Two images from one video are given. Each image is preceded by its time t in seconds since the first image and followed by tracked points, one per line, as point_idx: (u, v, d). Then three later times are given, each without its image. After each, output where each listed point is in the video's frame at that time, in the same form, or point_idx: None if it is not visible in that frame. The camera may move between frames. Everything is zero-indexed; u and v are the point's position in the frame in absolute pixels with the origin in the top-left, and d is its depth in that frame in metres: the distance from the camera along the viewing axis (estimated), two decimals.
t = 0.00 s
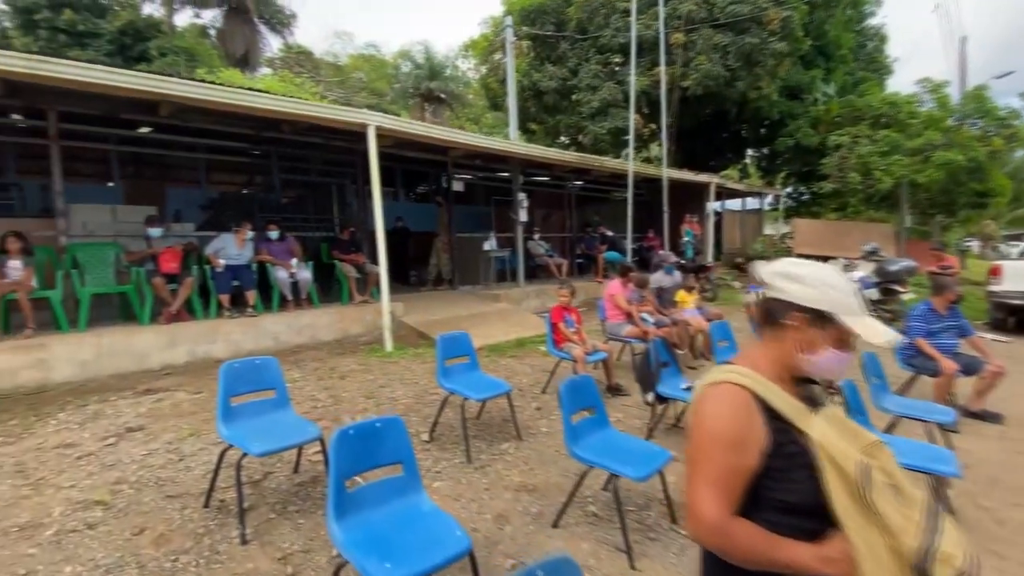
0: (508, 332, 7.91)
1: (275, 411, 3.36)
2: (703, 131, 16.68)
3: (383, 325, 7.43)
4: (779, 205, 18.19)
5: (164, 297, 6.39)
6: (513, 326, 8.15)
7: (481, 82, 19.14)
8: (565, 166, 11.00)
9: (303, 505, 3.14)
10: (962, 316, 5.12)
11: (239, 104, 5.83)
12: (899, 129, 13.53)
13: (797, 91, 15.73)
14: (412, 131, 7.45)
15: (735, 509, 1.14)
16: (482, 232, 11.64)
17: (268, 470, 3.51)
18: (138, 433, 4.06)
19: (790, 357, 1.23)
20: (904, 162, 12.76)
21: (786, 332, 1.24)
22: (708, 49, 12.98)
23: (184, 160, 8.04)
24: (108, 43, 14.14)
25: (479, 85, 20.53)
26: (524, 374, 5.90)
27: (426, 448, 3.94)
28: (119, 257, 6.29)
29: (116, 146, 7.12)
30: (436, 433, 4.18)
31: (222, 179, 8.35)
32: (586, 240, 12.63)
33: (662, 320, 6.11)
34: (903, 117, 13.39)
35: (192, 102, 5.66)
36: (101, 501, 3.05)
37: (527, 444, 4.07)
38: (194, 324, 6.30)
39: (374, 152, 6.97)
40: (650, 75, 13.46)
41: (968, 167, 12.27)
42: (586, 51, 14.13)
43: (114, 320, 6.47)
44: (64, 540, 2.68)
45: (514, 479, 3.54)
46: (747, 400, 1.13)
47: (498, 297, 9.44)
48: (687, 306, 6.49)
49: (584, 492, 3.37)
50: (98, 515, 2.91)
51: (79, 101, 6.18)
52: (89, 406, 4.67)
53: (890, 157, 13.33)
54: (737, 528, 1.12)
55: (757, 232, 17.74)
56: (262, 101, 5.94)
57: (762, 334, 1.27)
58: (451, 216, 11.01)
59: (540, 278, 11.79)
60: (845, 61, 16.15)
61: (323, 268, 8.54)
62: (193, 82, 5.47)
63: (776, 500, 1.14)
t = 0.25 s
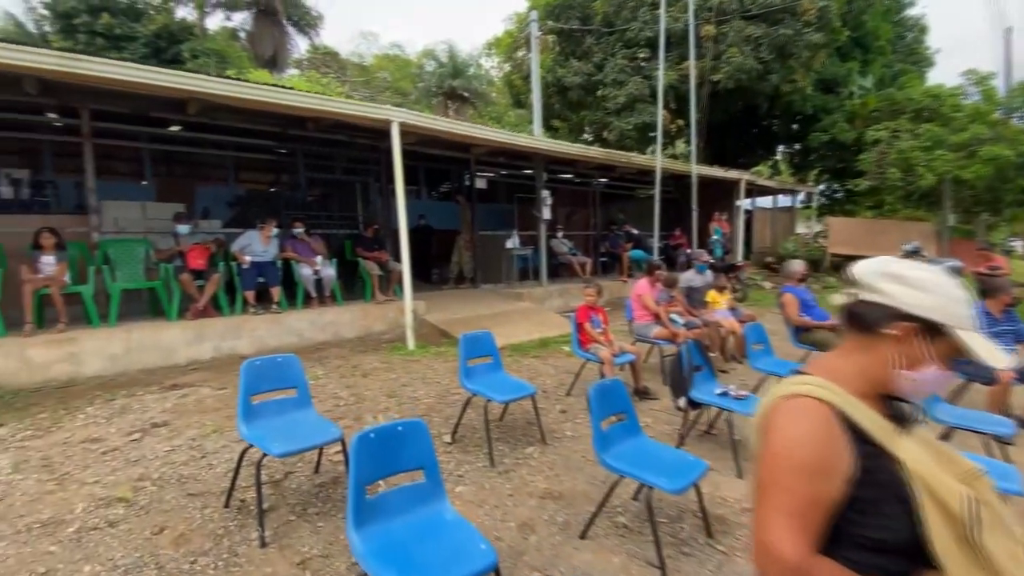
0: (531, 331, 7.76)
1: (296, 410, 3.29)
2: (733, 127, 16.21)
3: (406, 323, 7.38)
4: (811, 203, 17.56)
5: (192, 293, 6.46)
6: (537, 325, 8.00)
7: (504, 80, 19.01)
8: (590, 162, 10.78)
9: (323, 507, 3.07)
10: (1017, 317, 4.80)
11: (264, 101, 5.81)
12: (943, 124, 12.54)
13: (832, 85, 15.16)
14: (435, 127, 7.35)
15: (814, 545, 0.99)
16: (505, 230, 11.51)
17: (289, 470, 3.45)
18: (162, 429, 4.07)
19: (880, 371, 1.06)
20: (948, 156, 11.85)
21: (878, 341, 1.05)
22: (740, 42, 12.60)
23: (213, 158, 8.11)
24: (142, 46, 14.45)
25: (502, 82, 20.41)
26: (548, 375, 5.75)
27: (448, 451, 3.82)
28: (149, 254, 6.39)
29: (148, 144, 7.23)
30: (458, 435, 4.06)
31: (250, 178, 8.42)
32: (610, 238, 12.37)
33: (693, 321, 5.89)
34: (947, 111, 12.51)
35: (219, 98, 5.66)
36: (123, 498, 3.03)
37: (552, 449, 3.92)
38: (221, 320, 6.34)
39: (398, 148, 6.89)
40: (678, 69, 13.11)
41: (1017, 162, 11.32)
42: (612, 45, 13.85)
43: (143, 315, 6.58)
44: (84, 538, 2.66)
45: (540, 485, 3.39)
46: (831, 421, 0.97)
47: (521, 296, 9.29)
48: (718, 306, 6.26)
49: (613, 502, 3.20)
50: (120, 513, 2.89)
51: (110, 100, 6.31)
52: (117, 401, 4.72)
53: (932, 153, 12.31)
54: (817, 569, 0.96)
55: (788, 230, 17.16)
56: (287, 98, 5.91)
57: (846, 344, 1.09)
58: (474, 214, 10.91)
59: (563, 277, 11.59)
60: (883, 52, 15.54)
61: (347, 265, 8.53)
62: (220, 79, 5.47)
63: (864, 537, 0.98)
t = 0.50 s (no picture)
0: (553, 331, 7.59)
1: (313, 411, 3.21)
2: (763, 122, 15.71)
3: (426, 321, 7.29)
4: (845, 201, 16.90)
5: (216, 288, 6.49)
6: (559, 325, 7.82)
7: (527, 77, 18.83)
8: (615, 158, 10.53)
9: (339, 512, 2.97)
10: None
11: (285, 96, 5.75)
12: (987, 117, 11.84)
13: (868, 78, 14.54)
14: (457, 122, 7.22)
15: None
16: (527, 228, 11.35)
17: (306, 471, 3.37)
18: (181, 426, 4.04)
19: (986, 394, 0.90)
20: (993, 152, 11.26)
21: (987, 357, 0.89)
22: (771, 33, 12.16)
23: (239, 156, 8.13)
24: (173, 47, 14.73)
25: (525, 80, 20.25)
26: (571, 377, 5.57)
27: (467, 455, 3.69)
28: (175, 249, 6.48)
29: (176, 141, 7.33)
30: (478, 438, 3.92)
31: (276, 176, 8.47)
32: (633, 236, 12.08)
33: (723, 323, 5.65)
34: (992, 104, 11.78)
35: (241, 94, 5.63)
36: (139, 497, 2.99)
37: (575, 456, 3.76)
38: (243, 316, 6.36)
39: (419, 144, 6.77)
40: (706, 62, 12.74)
41: None
42: (638, 39, 13.55)
43: (168, 310, 6.67)
44: (98, 538, 2.62)
45: (563, 494, 3.24)
46: (935, 452, 0.80)
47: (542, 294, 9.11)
48: (750, 308, 6.00)
49: (640, 514, 3.03)
50: (135, 513, 2.85)
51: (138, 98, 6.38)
52: (139, 396, 4.74)
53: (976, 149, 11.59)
54: None
55: (820, 229, 16.55)
56: (308, 92, 5.84)
57: (947, 361, 0.92)
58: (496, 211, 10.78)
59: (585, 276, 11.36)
60: (924, 43, 14.83)
61: (369, 262, 8.50)
62: (241, 74, 5.43)
63: None
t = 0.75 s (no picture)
0: (573, 332, 7.43)
1: (330, 414, 3.13)
2: (791, 119, 15.23)
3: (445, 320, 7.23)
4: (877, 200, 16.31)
5: (238, 287, 6.51)
6: (579, 326, 7.66)
7: (547, 75, 18.64)
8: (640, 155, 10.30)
9: (354, 519, 2.89)
10: None
11: (306, 94, 5.72)
12: None
13: (903, 73, 13.99)
14: (478, 120, 7.11)
15: None
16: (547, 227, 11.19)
17: (322, 475, 3.31)
18: (200, 424, 4.03)
19: None
20: None
21: None
22: (802, 27, 11.79)
23: (262, 155, 8.25)
24: (201, 49, 14.97)
25: (546, 78, 20.06)
26: (592, 381, 5.42)
27: (486, 461, 3.58)
28: (198, 247, 6.50)
29: (202, 140, 7.40)
30: (497, 444, 3.80)
31: (298, 175, 8.62)
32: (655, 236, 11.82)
33: (753, 327, 5.45)
34: None
35: (262, 92, 5.61)
36: (156, 498, 2.96)
37: (597, 465, 3.61)
38: (263, 314, 6.37)
39: (439, 142, 6.68)
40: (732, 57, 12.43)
41: None
42: (662, 35, 13.30)
43: (192, 308, 6.72)
44: (113, 541, 2.59)
45: (585, 506, 3.11)
46: None
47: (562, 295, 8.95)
48: (779, 312, 5.85)
49: (666, 530, 2.88)
50: (151, 515, 2.82)
51: (164, 98, 6.45)
52: (161, 393, 4.76)
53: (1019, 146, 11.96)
54: None
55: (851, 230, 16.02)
56: (329, 90, 5.81)
57: None
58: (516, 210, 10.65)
59: (605, 276, 11.15)
60: (961, 36, 14.24)
61: (388, 262, 8.47)
62: (263, 72, 5.41)
63: None
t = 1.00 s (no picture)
0: (591, 333, 7.29)
1: (346, 415, 3.07)
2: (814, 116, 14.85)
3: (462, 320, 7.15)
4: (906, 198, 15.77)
5: (256, 284, 6.52)
6: (598, 327, 7.52)
7: (565, 73, 18.46)
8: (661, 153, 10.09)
9: (370, 523, 2.82)
10: None
11: (325, 91, 5.69)
12: None
13: (933, 68, 13.52)
14: (497, 116, 7.00)
15: None
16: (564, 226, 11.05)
17: (338, 476, 3.24)
18: (218, 423, 4.01)
19: None
20: None
21: None
22: (830, 20, 11.45)
23: (283, 154, 8.28)
24: (224, 50, 15.15)
25: (564, 76, 19.89)
26: (612, 383, 5.28)
27: (504, 466, 3.47)
28: (217, 245, 6.54)
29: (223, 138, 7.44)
30: (516, 447, 3.70)
31: (318, 173, 8.54)
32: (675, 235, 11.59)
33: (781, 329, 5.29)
34: None
35: (281, 90, 5.58)
36: (172, 498, 2.93)
37: (620, 471, 3.49)
38: (281, 311, 6.36)
39: (457, 139, 6.60)
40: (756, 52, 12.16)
41: None
42: (684, 30, 13.07)
43: (211, 305, 6.76)
44: (127, 542, 2.57)
45: (608, 514, 2.99)
46: None
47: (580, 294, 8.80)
48: (806, 314, 5.73)
49: (693, 543, 2.75)
50: (167, 515, 2.79)
51: (185, 97, 6.48)
52: (179, 390, 4.77)
53: None
54: None
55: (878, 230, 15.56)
56: (348, 88, 5.77)
57: None
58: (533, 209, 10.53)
59: (624, 276, 10.96)
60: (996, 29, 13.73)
61: (405, 260, 8.43)
62: (282, 69, 5.38)
63: None
